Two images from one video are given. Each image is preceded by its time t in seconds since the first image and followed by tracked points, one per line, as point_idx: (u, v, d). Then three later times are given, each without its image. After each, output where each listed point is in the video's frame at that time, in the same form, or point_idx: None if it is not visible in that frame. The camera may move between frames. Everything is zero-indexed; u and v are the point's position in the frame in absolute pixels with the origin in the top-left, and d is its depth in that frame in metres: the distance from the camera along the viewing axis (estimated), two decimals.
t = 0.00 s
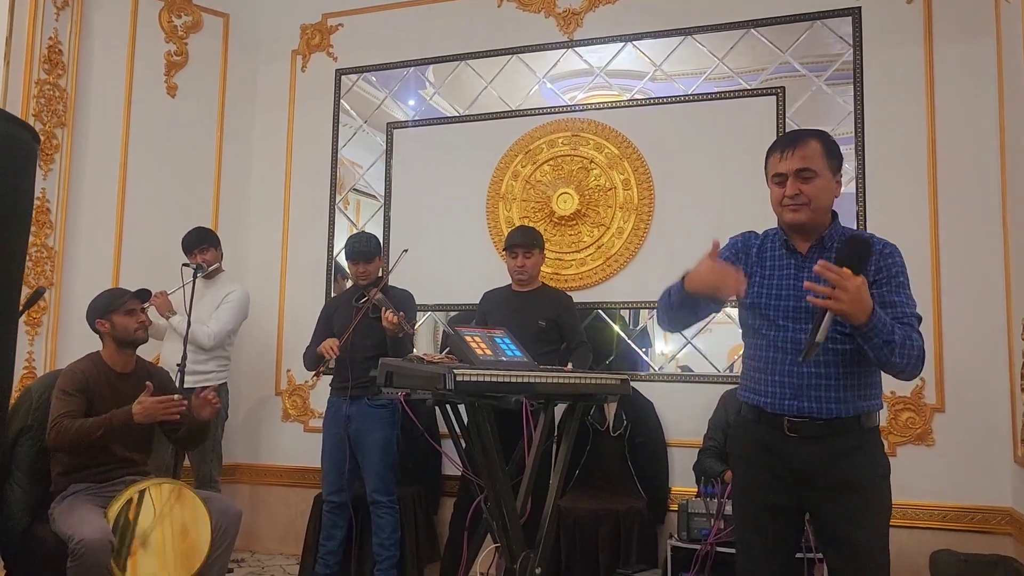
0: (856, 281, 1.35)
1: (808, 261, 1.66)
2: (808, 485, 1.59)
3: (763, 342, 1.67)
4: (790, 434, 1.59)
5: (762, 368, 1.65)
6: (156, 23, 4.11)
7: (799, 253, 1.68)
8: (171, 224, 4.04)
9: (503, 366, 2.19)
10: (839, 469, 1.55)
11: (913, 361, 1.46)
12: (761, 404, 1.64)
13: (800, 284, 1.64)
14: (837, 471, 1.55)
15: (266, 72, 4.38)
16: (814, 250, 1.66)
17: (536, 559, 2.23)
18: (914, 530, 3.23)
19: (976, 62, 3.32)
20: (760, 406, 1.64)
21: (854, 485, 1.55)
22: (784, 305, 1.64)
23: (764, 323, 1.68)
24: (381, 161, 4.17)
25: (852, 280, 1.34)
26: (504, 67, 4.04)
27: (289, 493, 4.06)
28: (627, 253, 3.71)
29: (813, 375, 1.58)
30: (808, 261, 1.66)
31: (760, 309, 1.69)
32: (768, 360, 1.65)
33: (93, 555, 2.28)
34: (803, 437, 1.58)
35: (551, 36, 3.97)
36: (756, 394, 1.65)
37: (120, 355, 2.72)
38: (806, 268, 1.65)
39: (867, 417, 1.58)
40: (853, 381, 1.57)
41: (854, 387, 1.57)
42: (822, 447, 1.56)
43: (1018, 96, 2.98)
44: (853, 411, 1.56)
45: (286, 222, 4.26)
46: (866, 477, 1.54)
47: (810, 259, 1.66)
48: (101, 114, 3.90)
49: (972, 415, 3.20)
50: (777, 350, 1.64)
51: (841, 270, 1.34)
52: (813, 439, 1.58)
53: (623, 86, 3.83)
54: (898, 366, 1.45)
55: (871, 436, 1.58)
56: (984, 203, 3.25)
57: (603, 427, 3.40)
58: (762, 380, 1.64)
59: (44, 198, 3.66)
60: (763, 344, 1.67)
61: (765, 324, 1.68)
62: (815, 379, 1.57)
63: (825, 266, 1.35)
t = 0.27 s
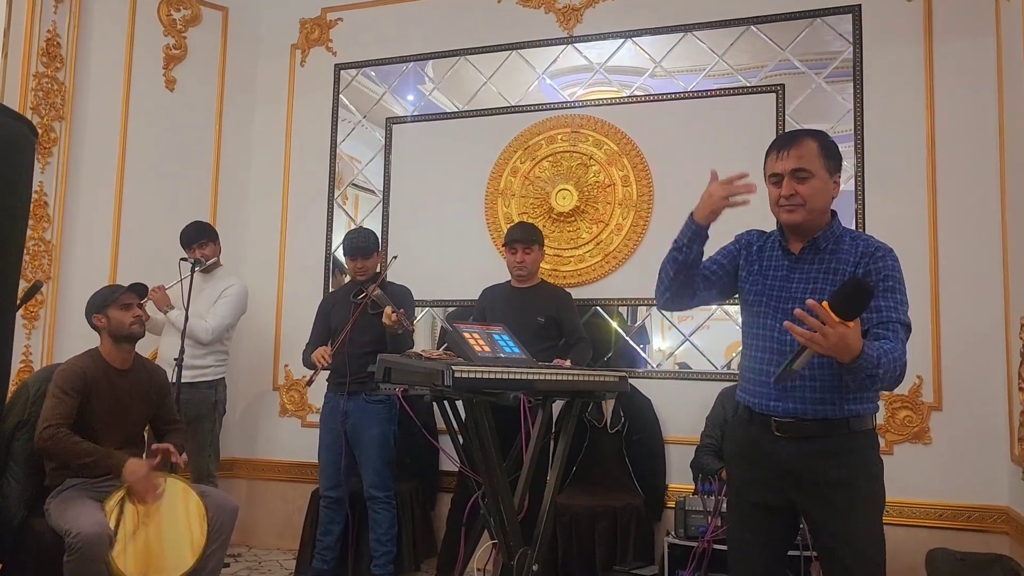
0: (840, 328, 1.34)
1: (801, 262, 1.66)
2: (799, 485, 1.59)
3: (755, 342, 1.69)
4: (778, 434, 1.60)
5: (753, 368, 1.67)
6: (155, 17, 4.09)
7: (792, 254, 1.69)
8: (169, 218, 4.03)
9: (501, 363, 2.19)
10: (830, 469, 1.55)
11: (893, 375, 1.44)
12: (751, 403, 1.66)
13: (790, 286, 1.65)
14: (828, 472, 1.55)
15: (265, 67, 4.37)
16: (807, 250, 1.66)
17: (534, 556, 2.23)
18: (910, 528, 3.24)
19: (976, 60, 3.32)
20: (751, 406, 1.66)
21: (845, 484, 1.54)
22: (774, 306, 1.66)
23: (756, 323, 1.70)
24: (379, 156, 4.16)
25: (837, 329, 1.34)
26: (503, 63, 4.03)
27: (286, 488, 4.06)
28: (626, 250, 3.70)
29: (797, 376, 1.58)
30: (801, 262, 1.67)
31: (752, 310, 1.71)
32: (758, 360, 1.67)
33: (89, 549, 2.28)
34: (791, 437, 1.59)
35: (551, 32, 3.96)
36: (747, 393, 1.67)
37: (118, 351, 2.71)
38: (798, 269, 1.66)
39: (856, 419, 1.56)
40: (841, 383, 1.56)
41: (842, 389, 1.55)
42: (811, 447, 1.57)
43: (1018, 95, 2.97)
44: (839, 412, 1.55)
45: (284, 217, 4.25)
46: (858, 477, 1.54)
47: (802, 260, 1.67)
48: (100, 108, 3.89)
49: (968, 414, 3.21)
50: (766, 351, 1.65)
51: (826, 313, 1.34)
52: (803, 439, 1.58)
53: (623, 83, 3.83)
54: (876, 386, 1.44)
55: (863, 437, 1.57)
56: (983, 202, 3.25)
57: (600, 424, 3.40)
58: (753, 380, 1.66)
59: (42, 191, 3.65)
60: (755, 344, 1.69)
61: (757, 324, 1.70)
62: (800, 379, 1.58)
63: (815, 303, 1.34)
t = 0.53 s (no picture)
0: (839, 236, 1.35)
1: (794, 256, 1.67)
2: (796, 481, 1.58)
3: (750, 338, 1.69)
4: (774, 428, 1.61)
5: (748, 364, 1.67)
6: (153, 10, 4.07)
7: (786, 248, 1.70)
8: (166, 212, 4.02)
9: (498, 358, 2.19)
10: (825, 464, 1.55)
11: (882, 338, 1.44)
12: (748, 399, 1.66)
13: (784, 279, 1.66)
14: (825, 467, 1.54)
15: (263, 61, 4.36)
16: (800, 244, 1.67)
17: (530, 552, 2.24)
18: (906, 526, 3.24)
19: (976, 59, 3.31)
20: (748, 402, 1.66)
21: (841, 480, 1.54)
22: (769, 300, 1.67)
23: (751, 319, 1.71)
24: (378, 151, 4.16)
25: (836, 234, 1.35)
26: (502, 59, 4.02)
27: (283, 483, 4.06)
28: (624, 246, 3.70)
29: (794, 369, 1.59)
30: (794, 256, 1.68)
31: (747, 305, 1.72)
32: (753, 355, 1.67)
33: (84, 545, 2.27)
34: (786, 431, 1.59)
35: (550, 28, 3.95)
36: (744, 389, 1.68)
37: (113, 345, 2.70)
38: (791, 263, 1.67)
39: (853, 412, 1.56)
40: (836, 373, 1.56)
41: (838, 381, 1.56)
42: (808, 443, 1.56)
43: (1017, 94, 2.97)
44: (836, 403, 1.55)
45: (282, 212, 4.25)
46: (854, 474, 1.53)
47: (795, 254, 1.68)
48: (97, 101, 3.88)
49: (965, 412, 3.21)
50: (763, 345, 1.66)
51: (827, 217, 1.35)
52: (798, 436, 1.58)
53: (622, 79, 3.82)
54: (866, 336, 1.44)
55: (860, 432, 1.56)
56: (982, 202, 3.25)
57: (598, 420, 3.40)
58: (750, 376, 1.66)
59: (39, 183, 3.64)
60: (751, 340, 1.69)
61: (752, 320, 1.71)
62: (796, 372, 1.58)
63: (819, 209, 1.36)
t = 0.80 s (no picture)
0: (856, 226, 1.43)
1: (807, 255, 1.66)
2: (801, 479, 1.58)
3: (761, 338, 1.64)
4: (785, 429, 1.59)
5: (762, 364, 1.62)
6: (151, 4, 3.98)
7: (796, 246, 1.68)
8: (164, 206, 4.01)
9: (495, 354, 2.19)
10: (825, 462, 1.56)
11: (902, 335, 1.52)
12: (761, 400, 1.61)
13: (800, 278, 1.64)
14: (829, 465, 1.56)
15: (263, 58, 4.40)
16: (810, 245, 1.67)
17: (527, 547, 2.24)
18: (902, 522, 3.25)
19: (974, 56, 3.32)
20: (761, 402, 1.61)
21: (845, 478, 1.55)
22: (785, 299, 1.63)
23: (762, 318, 1.65)
24: (376, 146, 4.15)
25: (853, 224, 1.43)
26: (501, 54, 4.02)
27: (281, 477, 4.07)
28: (622, 242, 3.70)
29: (816, 371, 1.57)
30: (806, 256, 1.66)
31: (758, 303, 1.66)
32: (768, 355, 1.62)
33: (82, 538, 2.28)
34: (797, 432, 1.58)
35: (549, 24, 3.95)
36: (755, 390, 1.62)
37: (113, 338, 2.70)
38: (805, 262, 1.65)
39: (858, 413, 1.60)
40: (852, 375, 1.58)
41: (852, 384, 1.58)
42: (816, 442, 1.57)
43: (1016, 92, 2.97)
44: (852, 406, 1.57)
45: (280, 207, 4.25)
46: (857, 472, 1.55)
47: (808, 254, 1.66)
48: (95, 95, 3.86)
49: (961, 409, 3.22)
50: (778, 344, 1.61)
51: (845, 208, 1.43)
52: (805, 434, 1.58)
53: (620, 75, 3.82)
54: (885, 326, 1.50)
55: (860, 432, 1.60)
56: (979, 199, 3.25)
57: (595, 415, 3.43)
58: (763, 375, 1.61)
59: (37, 177, 3.43)
60: (762, 338, 1.64)
61: (763, 319, 1.65)
62: (819, 374, 1.57)
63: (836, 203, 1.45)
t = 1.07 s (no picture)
0: (863, 296, 1.43)
1: (808, 253, 1.66)
2: (799, 476, 1.59)
3: (759, 334, 1.64)
4: (783, 425, 1.59)
5: (761, 361, 1.62)
6: None
7: (797, 242, 1.68)
8: (164, 201, 4.00)
9: (494, 348, 2.19)
10: (822, 455, 1.57)
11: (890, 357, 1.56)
12: (758, 395, 1.61)
13: (800, 275, 1.64)
14: (827, 461, 1.57)
15: (261, 51, 4.38)
16: (812, 243, 1.67)
17: (526, 541, 2.24)
18: (900, 518, 3.26)
19: (973, 53, 3.32)
20: (758, 397, 1.61)
21: (843, 474, 1.57)
22: (785, 296, 1.63)
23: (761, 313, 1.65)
24: (376, 141, 4.15)
25: (862, 297, 1.42)
26: (500, 49, 4.01)
27: (279, 472, 4.07)
28: (621, 238, 3.70)
29: (814, 368, 1.58)
30: (807, 253, 1.66)
31: (756, 298, 1.65)
32: (766, 351, 1.62)
33: (82, 532, 2.28)
34: (796, 428, 1.58)
35: (548, 19, 3.94)
36: (753, 385, 1.62)
37: (113, 333, 2.70)
38: (805, 260, 1.66)
39: (852, 410, 1.61)
40: (847, 375, 1.60)
41: (847, 382, 1.60)
42: (815, 438, 1.57)
43: (1016, 88, 2.97)
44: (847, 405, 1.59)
45: (280, 201, 4.25)
46: (854, 468, 1.57)
47: (808, 251, 1.67)
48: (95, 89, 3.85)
49: (959, 405, 3.23)
50: (777, 341, 1.62)
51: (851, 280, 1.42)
52: (805, 430, 1.58)
53: (619, 71, 3.81)
54: (887, 347, 1.53)
55: (856, 429, 1.61)
56: (978, 196, 3.25)
57: (594, 411, 3.44)
58: (761, 371, 1.62)
59: (37, 170, 3.42)
60: (760, 334, 1.64)
61: (761, 313, 1.65)
62: (817, 373, 1.58)
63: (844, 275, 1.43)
